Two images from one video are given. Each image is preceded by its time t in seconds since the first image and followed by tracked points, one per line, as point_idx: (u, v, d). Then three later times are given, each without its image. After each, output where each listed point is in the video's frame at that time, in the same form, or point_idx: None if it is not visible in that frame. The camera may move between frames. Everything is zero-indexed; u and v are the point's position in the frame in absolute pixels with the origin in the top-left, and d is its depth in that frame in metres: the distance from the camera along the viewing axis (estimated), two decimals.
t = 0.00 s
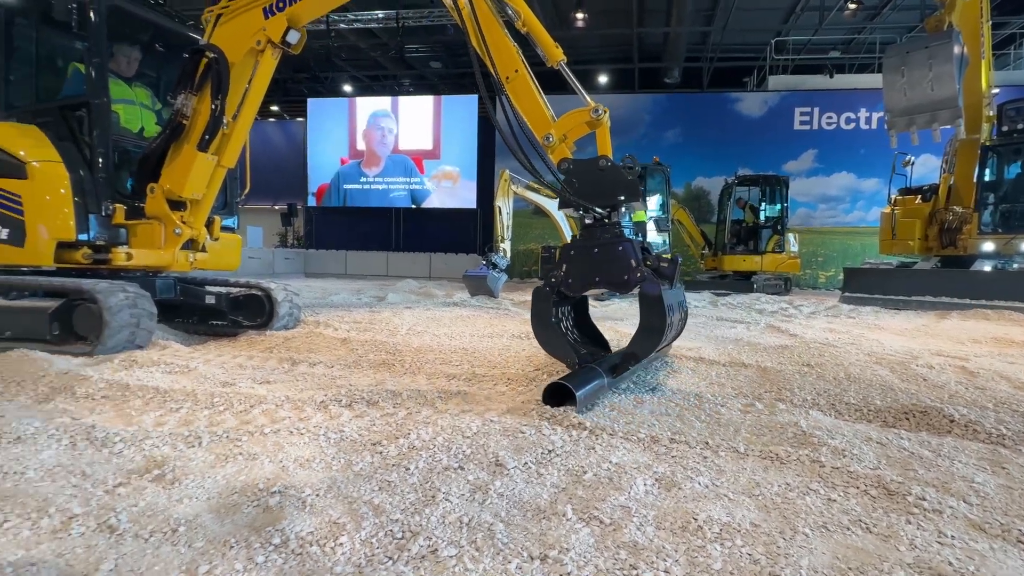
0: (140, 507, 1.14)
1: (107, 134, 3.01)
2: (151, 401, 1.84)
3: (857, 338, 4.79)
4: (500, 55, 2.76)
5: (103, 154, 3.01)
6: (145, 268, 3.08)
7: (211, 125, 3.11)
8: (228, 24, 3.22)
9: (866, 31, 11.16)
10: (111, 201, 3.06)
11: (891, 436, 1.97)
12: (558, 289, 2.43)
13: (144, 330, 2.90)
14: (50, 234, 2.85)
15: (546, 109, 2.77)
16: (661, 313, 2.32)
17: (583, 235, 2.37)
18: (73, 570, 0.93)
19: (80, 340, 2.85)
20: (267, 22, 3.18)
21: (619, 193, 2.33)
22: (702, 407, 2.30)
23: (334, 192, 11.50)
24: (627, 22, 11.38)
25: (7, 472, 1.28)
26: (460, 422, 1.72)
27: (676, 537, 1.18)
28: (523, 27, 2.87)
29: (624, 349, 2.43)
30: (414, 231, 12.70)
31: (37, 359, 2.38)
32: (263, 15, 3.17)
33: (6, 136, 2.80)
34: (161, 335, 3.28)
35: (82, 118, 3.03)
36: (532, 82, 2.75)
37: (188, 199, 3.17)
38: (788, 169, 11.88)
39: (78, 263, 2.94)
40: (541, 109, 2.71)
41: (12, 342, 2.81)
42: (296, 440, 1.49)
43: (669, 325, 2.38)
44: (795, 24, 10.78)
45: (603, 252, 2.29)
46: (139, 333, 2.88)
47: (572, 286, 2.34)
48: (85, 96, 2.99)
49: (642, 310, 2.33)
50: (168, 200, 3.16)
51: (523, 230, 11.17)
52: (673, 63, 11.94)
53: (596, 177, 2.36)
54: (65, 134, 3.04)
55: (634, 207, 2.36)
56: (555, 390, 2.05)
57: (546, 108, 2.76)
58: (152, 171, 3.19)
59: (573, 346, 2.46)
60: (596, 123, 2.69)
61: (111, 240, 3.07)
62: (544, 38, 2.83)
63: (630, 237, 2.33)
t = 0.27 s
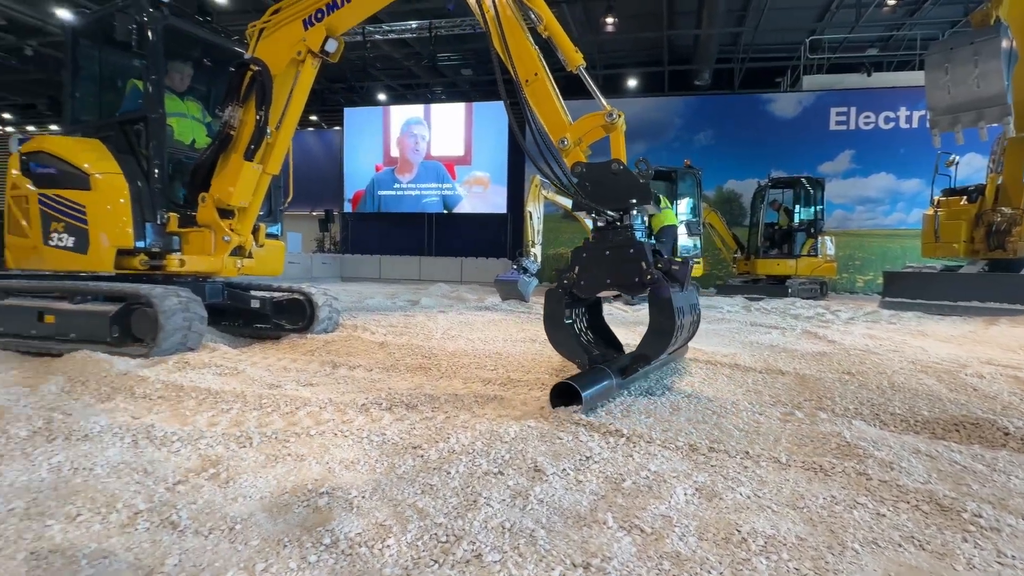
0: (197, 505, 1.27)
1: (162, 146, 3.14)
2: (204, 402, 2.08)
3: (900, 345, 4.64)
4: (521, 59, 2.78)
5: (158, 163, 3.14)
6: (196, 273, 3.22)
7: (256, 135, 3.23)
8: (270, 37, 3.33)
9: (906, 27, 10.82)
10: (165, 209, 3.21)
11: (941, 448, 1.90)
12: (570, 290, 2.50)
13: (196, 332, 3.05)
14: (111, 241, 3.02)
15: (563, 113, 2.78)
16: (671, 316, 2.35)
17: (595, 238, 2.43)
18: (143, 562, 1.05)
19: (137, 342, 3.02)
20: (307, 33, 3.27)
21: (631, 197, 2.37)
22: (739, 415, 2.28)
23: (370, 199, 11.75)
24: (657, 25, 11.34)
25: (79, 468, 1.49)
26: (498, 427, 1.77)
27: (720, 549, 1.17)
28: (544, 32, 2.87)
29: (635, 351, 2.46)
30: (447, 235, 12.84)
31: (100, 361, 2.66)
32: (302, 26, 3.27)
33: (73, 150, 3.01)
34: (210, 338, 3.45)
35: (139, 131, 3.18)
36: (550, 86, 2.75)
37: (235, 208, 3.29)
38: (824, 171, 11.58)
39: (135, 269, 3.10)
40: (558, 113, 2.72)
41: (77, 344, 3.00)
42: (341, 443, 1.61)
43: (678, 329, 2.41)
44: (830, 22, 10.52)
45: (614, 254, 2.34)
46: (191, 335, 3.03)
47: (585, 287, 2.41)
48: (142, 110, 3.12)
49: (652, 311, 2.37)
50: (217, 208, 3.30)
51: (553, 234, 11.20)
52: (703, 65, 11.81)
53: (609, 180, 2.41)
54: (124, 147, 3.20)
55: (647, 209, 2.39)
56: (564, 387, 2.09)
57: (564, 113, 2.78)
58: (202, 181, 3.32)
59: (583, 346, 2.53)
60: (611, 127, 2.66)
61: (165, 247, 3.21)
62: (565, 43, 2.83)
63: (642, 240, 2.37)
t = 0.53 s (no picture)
0: (247, 505, 1.38)
1: (213, 158, 3.28)
2: (252, 403, 2.27)
3: (948, 353, 4.46)
4: (538, 64, 2.79)
5: (209, 174, 3.27)
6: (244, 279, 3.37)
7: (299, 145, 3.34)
8: (310, 49, 3.44)
9: (950, 22, 10.44)
10: (216, 218, 3.34)
11: (996, 464, 1.81)
12: (580, 293, 2.56)
13: (243, 337, 3.17)
14: (166, 248, 3.15)
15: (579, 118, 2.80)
16: (677, 319, 2.34)
17: (607, 241, 2.49)
18: (199, 560, 1.15)
19: (189, 345, 3.17)
20: (344, 44, 3.35)
21: (640, 201, 2.40)
22: (779, 424, 2.24)
23: (405, 205, 12.03)
24: (688, 27, 11.25)
25: (139, 465, 1.63)
26: (534, 434, 1.87)
27: (762, 564, 1.15)
28: (565, 38, 2.88)
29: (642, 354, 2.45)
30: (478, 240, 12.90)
31: (156, 364, 2.83)
32: (340, 37, 3.36)
33: (133, 164, 3.17)
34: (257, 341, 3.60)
35: (192, 145, 3.34)
36: (567, 92, 2.76)
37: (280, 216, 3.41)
38: (863, 172, 11.27)
39: (187, 275, 3.25)
40: (572, 117, 2.75)
41: (134, 346, 3.17)
42: (381, 446, 1.74)
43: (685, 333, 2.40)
44: (869, 20, 10.24)
45: (624, 258, 2.41)
46: (239, 339, 3.16)
47: (595, 289, 2.48)
48: (196, 125, 3.30)
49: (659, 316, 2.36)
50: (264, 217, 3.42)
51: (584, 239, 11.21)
52: (735, 66, 11.65)
53: (619, 185, 2.44)
54: (178, 159, 3.35)
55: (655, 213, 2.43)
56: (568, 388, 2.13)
57: (579, 118, 2.80)
58: (248, 190, 3.44)
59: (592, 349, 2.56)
60: (624, 132, 2.62)
61: (215, 254, 3.35)
62: (584, 48, 2.82)
63: (652, 244, 2.44)
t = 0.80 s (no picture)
0: (288, 509, 1.44)
1: (255, 170, 3.40)
2: (292, 408, 2.40)
3: (992, 362, 4.33)
4: (552, 73, 2.82)
5: (251, 186, 3.39)
6: (282, 286, 3.47)
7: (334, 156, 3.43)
8: (344, 62, 3.53)
9: (992, 17, 10.08)
10: (257, 228, 3.46)
11: None
12: (582, 300, 2.54)
13: (284, 342, 3.29)
14: (211, 256, 3.30)
15: (589, 127, 2.82)
16: (675, 328, 2.30)
17: (610, 250, 2.48)
18: (244, 561, 1.20)
19: (232, 350, 3.30)
20: (376, 55, 3.43)
21: (644, 211, 2.41)
22: (814, 436, 2.20)
23: (434, 212, 12.17)
24: (716, 31, 11.17)
25: (188, 468, 1.72)
26: (564, 443, 1.93)
27: None
28: (580, 48, 2.91)
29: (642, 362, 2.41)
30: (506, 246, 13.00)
31: (202, 369, 2.95)
32: (371, 49, 3.43)
33: (182, 177, 3.34)
34: (296, 346, 3.77)
35: (235, 157, 3.46)
36: (579, 102, 2.79)
37: (317, 225, 3.50)
38: (901, 174, 10.96)
39: (231, 283, 3.39)
40: (580, 127, 2.78)
41: (181, 351, 3.30)
42: (415, 454, 1.81)
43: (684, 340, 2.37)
44: (906, 17, 9.97)
45: (625, 267, 2.39)
46: (278, 344, 3.27)
47: (598, 296, 2.46)
48: (239, 139, 3.41)
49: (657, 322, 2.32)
50: (301, 226, 3.52)
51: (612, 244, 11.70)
52: (765, 69, 11.48)
53: (624, 196, 2.44)
54: (223, 172, 3.49)
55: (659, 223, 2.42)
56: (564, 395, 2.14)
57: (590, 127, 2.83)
58: (287, 201, 3.55)
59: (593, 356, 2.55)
60: (629, 144, 2.71)
61: (256, 263, 3.46)
62: (598, 60, 2.86)
63: (653, 254, 2.42)
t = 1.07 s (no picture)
0: (322, 518, 1.48)
1: (290, 184, 3.51)
2: (325, 416, 2.49)
3: None
4: (563, 90, 2.84)
5: (286, 199, 3.50)
6: (315, 296, 3.57)
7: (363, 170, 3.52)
8: (372, 77, 3.61)
9: None
10: (291, 240, 3.57)
11: None
12: (580, 315, 2.57)
13: (316, 351, 3.38)
14: (248, 267, 3.41)
15: (595, 145, 2.85)
16: (666, 346, 2.31)
17: (609, 266, 2.50)
18: (281, 571, 1.24)
19: (268, 358, 3.40)
20: (403, 70, 3.49)
21: (641, 229, 2.45)
22: (844, 453, 2.15)
23: (461, 220, 12.44)
24: (741, 35, 11.08)
25: (227, 475, 1.78)
26: (589, 457, 1.94)
27: None
28: (592, 66, 2.91)
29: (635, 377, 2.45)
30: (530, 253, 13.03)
31: (239, 377, 3.04)
32: (398, 65, 3.50)
33: (221, 191, 3.49)
34: (327, 354, 3.92)
35: (272, 172, 3.58)
36: (587, 121, 2.81)
37: (348, 237, 3.59)
38: (935, 178, 10.70)
39: (267, 293, 3.48)
40: (587, 145, 2.81)
41: (219, 360, 3.40)
42: (442, 465, 1.86)
43: (675, 350, 2.36)
44: (939, 16, 9.73)
45: (621, 284, 2.40)
46: (310, 353, 3.36)
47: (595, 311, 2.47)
48: (275, 154, 3.53)
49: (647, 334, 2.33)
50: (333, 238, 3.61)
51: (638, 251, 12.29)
52: (792, 72, 11.31)
53: (622, 215, 2.49)
54: (259, 186, 3.60)
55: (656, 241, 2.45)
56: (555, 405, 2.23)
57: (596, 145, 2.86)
58: (319, 214, 3.64)
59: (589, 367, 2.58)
60: (630, 161, 2.73)
61: (290, 274, 3.55)
62: (608, 80, 2.88)
63: (649, 271, 2.41)
